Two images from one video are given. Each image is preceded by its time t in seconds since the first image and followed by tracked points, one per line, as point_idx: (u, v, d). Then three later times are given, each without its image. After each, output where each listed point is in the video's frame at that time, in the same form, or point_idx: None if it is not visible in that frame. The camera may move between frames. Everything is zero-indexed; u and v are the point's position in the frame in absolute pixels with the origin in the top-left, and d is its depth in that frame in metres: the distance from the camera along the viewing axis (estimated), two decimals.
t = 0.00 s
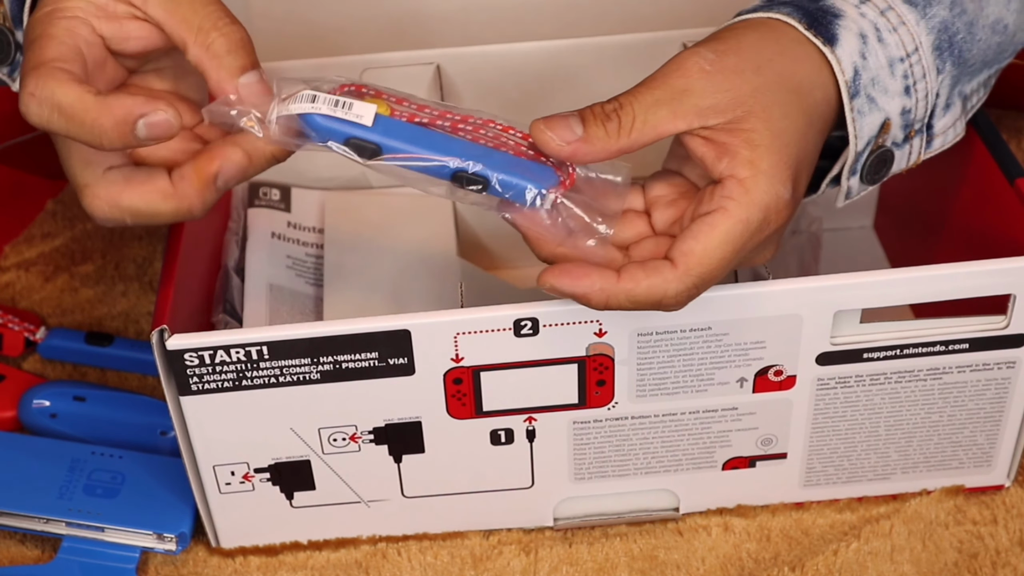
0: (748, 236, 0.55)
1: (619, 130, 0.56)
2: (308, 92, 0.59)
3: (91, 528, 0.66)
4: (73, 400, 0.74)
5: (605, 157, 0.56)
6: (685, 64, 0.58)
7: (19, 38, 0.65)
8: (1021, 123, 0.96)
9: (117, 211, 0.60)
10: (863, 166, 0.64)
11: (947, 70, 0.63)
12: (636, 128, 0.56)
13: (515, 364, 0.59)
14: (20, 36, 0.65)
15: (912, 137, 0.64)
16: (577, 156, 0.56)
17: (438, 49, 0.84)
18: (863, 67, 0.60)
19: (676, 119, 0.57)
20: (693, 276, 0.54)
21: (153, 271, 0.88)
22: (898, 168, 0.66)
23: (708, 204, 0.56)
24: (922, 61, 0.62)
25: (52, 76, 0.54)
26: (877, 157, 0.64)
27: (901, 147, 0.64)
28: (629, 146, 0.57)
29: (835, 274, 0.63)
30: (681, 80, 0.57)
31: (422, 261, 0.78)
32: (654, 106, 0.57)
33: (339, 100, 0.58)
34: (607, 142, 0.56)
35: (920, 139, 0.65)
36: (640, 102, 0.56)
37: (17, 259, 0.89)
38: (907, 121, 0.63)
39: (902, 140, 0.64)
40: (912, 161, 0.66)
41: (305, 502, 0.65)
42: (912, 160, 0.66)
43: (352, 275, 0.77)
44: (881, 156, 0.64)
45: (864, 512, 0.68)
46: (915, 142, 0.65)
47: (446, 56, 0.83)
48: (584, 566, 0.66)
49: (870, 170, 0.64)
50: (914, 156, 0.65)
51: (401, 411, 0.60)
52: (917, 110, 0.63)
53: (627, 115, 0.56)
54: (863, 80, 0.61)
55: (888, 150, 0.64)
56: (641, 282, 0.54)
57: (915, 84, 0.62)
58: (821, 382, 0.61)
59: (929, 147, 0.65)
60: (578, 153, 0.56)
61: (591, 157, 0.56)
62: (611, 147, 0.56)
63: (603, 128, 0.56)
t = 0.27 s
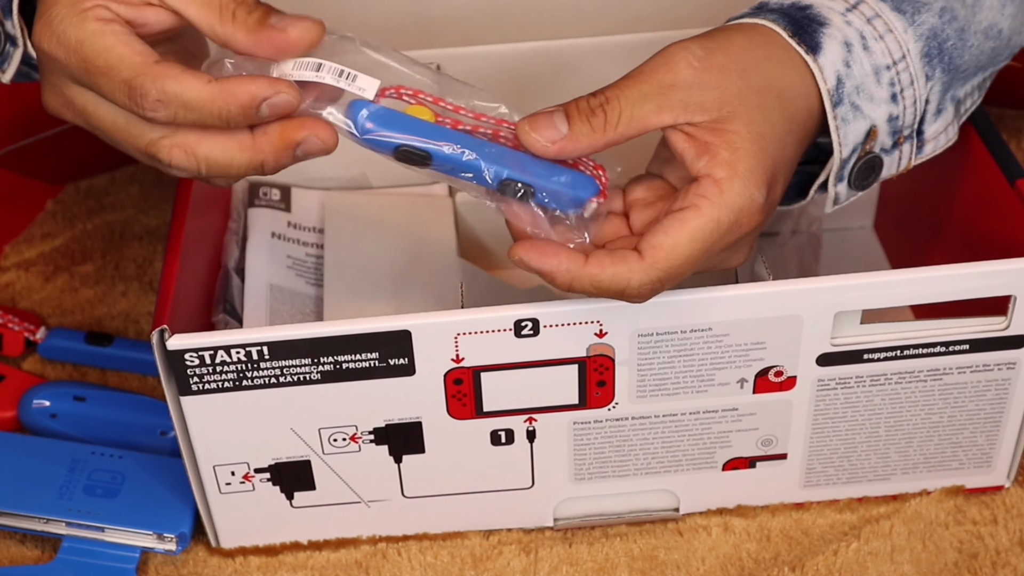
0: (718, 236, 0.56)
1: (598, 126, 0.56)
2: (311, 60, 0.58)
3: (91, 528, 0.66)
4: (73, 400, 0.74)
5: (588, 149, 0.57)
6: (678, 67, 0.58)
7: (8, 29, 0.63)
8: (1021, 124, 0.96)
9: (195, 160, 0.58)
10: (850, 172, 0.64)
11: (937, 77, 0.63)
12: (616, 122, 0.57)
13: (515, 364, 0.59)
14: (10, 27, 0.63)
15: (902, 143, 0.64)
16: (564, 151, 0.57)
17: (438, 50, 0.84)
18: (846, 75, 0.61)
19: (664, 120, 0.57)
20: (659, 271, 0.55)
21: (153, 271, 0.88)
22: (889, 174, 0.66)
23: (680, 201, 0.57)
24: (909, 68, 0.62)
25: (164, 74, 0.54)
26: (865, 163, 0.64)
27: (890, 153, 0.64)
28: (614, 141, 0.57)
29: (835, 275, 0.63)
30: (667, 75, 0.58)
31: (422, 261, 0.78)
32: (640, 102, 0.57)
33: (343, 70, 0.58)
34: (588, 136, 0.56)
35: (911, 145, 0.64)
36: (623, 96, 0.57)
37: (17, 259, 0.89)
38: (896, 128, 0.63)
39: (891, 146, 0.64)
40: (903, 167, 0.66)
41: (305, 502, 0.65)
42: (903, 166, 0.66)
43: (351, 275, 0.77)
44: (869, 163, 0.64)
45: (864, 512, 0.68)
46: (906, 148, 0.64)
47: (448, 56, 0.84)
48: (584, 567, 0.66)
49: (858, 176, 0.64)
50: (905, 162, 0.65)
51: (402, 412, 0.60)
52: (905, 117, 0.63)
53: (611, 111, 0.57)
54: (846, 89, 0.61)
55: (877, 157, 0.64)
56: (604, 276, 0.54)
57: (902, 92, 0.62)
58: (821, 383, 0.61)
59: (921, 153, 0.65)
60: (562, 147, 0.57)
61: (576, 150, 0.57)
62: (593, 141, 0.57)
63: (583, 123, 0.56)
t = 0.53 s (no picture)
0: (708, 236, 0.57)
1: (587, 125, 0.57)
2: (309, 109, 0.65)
3: (90, 528, 0.66)
4: (73, 400, 0.74)
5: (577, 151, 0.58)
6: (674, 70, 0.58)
7: None
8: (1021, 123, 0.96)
9: (186, 194, 0.57)
10: (844, 174, 0.64)
11: (929, 78, 0.63)
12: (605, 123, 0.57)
13: (515, 364, 0.59)
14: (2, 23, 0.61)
15: (895, 144, 0.64)
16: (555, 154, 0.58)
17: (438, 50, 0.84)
18: (837, 77, 0.61)
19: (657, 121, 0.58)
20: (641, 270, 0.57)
21: (153, 271, 0.88)
22: (883, 176, 0.66)
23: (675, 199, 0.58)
24: (901, 69, 0.62)
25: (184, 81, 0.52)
26: (859, 165, 0.64)
27: (884, 154, 0.64)
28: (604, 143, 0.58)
29: (835, 274, 0.63)
30: (658, 77, 0.58)
31: (422, 260, 0.78)
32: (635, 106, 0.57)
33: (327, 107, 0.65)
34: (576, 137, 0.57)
35: (905, 146, 0.64)
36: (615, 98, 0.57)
37: (17, 259, 0.89)
38: (888, 129, 0.63)
39: (884, 147, 0.64)
40: (898, 168, 0.66)
41: (305, 502, 0.65)
42: (897, 167, 0.66)
43: (351, 275, 0.77)
44: (863, 164, 0.64)
45: (864, 512, 0.68)
46: (899, 149, 0.64)
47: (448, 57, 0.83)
48: (584, 566, 0.66)
49: (852, 177, 0.64)
50: (899, 163, 0.65)
51: (402, 411, 0.60)
52: (898, 118, 0.63)
53: (599, 112, 0.57)
54: (836, 90, 0.61)
55: (871, 158, 0.64)
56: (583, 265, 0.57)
57: (894, 92, 0.62)
58: (821, 383, 0.61)
59: (914, 154, 0.65)
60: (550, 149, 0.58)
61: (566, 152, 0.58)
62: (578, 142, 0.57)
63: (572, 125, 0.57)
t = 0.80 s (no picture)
0: (731, 182, 0.56)
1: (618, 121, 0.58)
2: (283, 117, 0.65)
3: (91, 528, 0.66)
4: (73, 400, 0.74)
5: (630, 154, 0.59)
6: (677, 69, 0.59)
7: None
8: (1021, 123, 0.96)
9: (182, 190, 0.60)
10: (876, 146, 0.64)
11: (960, 53, 0.63)
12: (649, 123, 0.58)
13: (515, 364, 0.59)
14: None
15: (926, 119, 0.64)
16: (611, 162, 0.58)
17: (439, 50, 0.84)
18: (875, 43, 0.61)
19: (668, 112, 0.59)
20: (660, 215, 0.56)
21: (153, 271, 0.88)
22: (911, 151, 0.66)
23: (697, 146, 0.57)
24: (935, 41, 0.62)
25: (177, 104, 0.56)
26: (889, 138, 0.64)
27: (914, 128, 0.64)
28: (656, 142, 0.59)
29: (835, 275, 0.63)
30: (675, 61, 0.59)
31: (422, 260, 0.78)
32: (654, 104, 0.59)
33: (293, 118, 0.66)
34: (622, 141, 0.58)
35: (934, 122, 0.64)
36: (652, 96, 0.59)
37: (17, 259, 0.89)
38: (921, 102, 0.63)
39: (914, 121, 0.64)
40: (925, 145, 0.66)
41: (305, 502, 0.65)
42: (925, 144, 0.66)
43: (351, 274, 0.77)
44: (893, 137, 0.64)
45: (864, 512, 0.68)
46: (929, 124, 0.64)
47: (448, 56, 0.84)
48: (584, 566, 0.66)
49: (883, 150, 0.64)
50: (927, 139, 0.65)
51: (402, 412, 0.60)
52: (931, 91, 0.63)
53: (643, 114, 0.58)
54: (874, 57, 0.61)
55: (900, 132, 0.64)
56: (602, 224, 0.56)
57: (929, 64, 0.62)
58: (822, 384, 0.61)
59: (942, 131, 0.65)
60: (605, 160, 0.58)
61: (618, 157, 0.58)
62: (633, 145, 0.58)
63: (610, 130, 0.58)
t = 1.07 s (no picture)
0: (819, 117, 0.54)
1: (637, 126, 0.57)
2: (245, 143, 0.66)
3: (90, 528, 0.66)
4: (73, 400, 0.74)
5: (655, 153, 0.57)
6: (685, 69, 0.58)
7: None
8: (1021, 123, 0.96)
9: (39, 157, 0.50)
10: (880, 134, 0.64)
11: (962, 42, 0.63)
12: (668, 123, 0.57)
13: (514, 364, 0.59)
14: None
15: (930, 109, 0.64)
16: (633, 170, 0.56)
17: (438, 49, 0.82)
18: (880, 28, 0.61)
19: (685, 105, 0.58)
20: (766, 167, 0.52)
21: (153, 271, 0.88)
22: (917, 142, 0.66)
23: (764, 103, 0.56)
24: (937, 29, 0.62)
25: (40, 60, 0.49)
26: (895, 128, 0.64)
27: (919, 118, 0.64)
28: (680, 139, 0.57)
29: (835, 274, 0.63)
30: (687, 58, 0.59)
31: (421, 260, 0.78)
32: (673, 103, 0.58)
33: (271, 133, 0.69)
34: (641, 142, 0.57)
35: (938, 112, 0.65)
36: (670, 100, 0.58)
37: (17, 259, 0.89)
38: (924, 91, 0.63)
39: (919, 111, 0.64)
40: (929, 137, 0.66)
41: (305, 502, 0.65)
42: (929, 135, 0.66)
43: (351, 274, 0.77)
44: (898, 126, 0.64)
45: (864, 512, 0.68)
46: (933, 115, 0.65)
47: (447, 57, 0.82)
48: (584, 566, 0.66)
49: (888, 139, 0.64)
50: (931, 130, 0.65)
51: (401, 411, 0.60)
52: (934, 80, 0.63)
53: (663, 114, 0.58)
54: (879, 42, 0.61)
55: (906, 122, 0.64)
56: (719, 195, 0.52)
57: (931, 52, 0.62)
58: (821, 383, 0.61)
59: (946, 123, 0.65)
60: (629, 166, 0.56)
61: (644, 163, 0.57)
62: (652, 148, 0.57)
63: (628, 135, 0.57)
